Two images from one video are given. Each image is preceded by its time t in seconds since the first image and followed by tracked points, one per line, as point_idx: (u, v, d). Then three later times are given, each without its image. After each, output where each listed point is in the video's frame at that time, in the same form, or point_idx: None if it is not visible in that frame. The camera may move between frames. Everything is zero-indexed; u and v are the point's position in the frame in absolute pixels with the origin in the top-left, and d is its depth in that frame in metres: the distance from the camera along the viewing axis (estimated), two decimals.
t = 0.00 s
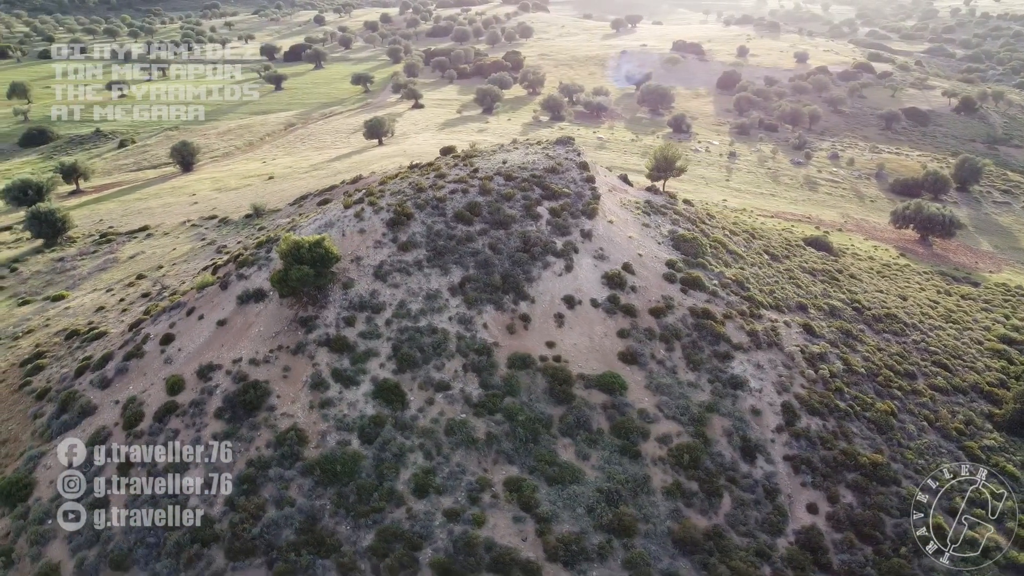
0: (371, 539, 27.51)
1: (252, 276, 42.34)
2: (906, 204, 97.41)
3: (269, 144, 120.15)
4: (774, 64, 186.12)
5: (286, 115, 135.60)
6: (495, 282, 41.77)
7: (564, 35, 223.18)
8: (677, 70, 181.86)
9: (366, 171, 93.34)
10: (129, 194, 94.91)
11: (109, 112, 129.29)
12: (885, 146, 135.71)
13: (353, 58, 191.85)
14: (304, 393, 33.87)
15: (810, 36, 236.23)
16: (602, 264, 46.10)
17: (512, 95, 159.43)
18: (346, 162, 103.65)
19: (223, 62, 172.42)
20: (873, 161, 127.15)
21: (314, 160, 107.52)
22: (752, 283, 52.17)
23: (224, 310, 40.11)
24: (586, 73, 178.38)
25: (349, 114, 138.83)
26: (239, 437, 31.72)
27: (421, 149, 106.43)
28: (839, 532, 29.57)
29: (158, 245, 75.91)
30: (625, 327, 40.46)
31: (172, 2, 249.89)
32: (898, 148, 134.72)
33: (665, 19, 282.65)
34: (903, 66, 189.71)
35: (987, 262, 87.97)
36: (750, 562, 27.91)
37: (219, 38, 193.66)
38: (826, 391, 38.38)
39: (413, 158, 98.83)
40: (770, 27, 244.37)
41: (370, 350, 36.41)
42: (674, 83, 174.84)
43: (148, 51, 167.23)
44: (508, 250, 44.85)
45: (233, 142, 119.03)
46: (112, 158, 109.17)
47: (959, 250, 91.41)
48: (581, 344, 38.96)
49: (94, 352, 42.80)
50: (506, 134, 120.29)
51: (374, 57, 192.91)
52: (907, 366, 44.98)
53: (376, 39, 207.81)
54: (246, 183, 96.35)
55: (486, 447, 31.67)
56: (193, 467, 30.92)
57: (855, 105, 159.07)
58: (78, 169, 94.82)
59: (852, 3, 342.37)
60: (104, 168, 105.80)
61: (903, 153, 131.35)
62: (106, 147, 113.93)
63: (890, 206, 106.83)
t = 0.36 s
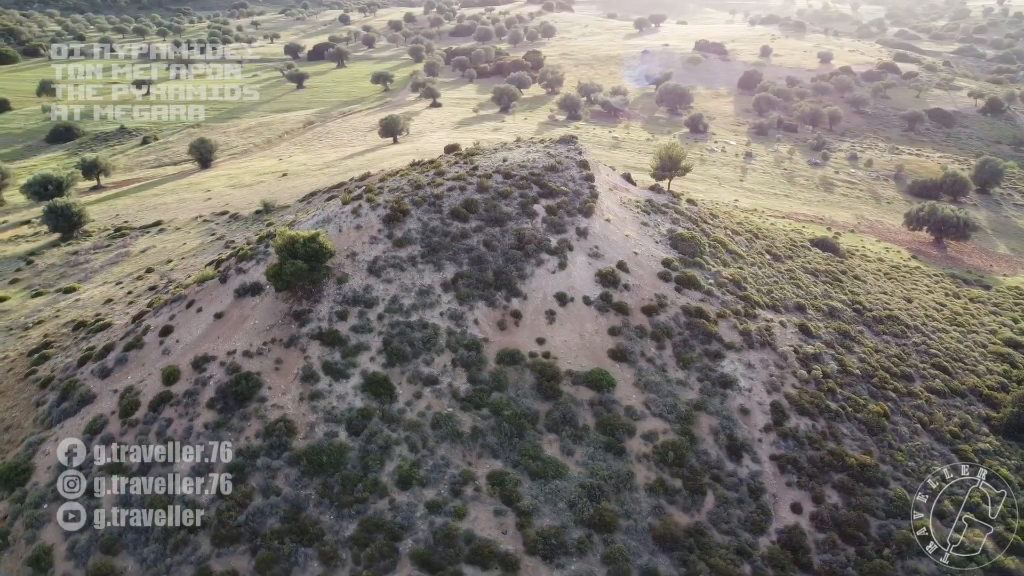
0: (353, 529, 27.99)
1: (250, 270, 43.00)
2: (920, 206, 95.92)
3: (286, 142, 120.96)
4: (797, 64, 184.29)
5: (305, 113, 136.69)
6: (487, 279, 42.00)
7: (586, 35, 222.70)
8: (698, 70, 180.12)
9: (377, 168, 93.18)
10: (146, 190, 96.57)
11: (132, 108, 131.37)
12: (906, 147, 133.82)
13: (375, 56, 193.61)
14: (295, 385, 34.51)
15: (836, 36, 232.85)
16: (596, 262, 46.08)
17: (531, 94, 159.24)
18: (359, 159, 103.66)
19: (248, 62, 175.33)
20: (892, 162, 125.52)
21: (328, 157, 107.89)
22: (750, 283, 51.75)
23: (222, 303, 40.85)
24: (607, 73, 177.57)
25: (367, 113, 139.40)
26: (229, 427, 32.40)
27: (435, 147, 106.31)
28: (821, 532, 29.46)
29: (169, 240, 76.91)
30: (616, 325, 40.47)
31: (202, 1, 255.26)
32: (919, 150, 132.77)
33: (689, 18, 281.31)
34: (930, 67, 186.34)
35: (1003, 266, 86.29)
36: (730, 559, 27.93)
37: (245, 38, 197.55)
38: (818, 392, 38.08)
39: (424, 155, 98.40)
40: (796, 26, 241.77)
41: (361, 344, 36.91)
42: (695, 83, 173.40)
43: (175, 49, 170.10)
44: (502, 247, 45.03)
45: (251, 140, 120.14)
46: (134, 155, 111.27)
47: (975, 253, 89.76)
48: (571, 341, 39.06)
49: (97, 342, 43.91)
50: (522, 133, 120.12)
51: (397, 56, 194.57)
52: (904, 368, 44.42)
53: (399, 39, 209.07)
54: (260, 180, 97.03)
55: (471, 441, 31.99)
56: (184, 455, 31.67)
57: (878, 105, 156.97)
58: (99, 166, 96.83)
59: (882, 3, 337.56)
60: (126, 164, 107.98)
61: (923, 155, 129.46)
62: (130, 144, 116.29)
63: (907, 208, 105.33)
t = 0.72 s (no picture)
0: (337, 519, 28.49)
1: (249, 264, 43.62)
2: (934, 208, 94.60)
3: (303, 140, 121.62)
4: (819, 65, 182.39)
5: (324, 111, 137.67)
6: (480, 275, 42.24)
7: (607, 34, 222.25)
8: (718, 69, 178.66)
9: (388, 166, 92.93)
10: (163, 187, 98.15)
11: (155, 106, 133.70)
12: (925, 149, 132.01)
13: (396, 55, 195.09)
14: (287, 377, 35.13)
15: (862, 36, 229.36)
16: (591, 260, 46.10)
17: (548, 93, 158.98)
18: (371, 157, 103.52)
19: (272, 62, 177.64)
20: (910, 163, 123.92)
21: (341, 155, 108.22)
22: (747, 283, 51.34)
23: (220, 297, 41.58)
24: (626, 72, 177.09)
25: (384, 112, 139.78)
26: (222, 418, 33.11)
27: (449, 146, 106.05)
28: (803, 532, 29.44)
29: (179, 235, 77.86)
30: (607, 323, 40.46)
31: (230, 1, 260.36)
32: (939, 151, 130.92)
33: (714, 18, 279.59)
34: (957, 68, 183.00)
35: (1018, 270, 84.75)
36: (711, 557, 27.99)
37: (269, 38, 201.02)
38: (811, 393, 37.79)
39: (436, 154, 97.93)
40: (822, 26, 239.11)
41: (353, 338, 37.41)
42: (714, 83, 171.82)
43: (202, 50, 173.43)
44: (497, 244, 45.20)
45: (269, 138, 121.00)
46: (154, 152, 113.15)
47: (990, 256, 88.32)
48: (561, 338, 39.17)
49: (101, 334, 44.96)
50: (537, 132, 120.06)
51: (418, 55, 195.85)
52: (902, 370, 43.93)
53: (421, 37, 209.92)
54: (274, 177, 97.61)
55: (457, 435, 32.31)
56: (177, 445, 32.38)
57: (900, 106, 155.04)
58: (117, 163, 98.28)
59: (912, 3, 332.58)
60: (147, 161, 109.90)
61: (942, 156, 127.60)
62: (152, 141, 118.17)
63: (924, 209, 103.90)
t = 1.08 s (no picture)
0: (321, 509, 29.08)
1: (247, 259, 44.36)
2: (948, 210, 93.06)
3: (320, 138, 122.29)
4: (843, 65, 179.99)
5: (342, 110, 138.65)
6: (473, 272, 42.52)
7: (630, 33, 221.42)
8: (740, 69, 177.08)
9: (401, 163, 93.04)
10: (179, 183, 99.70)
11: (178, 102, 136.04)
12: (947, 151, 129.77)
13: (419, 55, 196.28)
14: (278, 370, 35.74)
15: (888, 36, 225.90)
16: (585, 258, 46.09)
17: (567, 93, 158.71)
18: (384, 155, 103.42)
19: (296, 62, 179.92)
20: (929, 164, 122.13)
21: (355, 153, 108.62)
22: (744, 283, 50.88)
23: (218, 290, 42.34)
24: (646, 72, 176.41)
25: (402, 110, 139.98)
26: (214, 409, 33.84)
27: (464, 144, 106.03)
28: (785, 532, 29.45)
29: (190, 231, 78.90)
30: (598, 321, 40.52)
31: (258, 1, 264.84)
32: (961, 153, 128.55)
33: (739, 18, 277.15)
34: (986, 70, 179.49)
35: None
36: (690, 555, 28.06)
37: (295, 37, 204.09)
38: (801, 394, 37.56)
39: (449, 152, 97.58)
40: (849, 25, 235.78)
41: (344, 333, 37.90)
42: (735, 82, 170.33)
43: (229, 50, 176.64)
44: (491, 242, 45.39)
45: (287, 135, 121.96)
46: (176, 149, 115.04)
47: (1005, 259, 86.61)
48: (551, 335, 39.34)
49: (104, 325, 46.00)
50: (552, 131, 120.06)
51: (440, 54, 196.69)
52: (898, 372, 43.38)
53: (443, 37, 210.78)
54: (288, 175, 98.35)
55: (442, 429, 32.64)
56: (170, 434, 33.19)
57: (924, 107, 152.62)
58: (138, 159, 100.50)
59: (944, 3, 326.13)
60: (168, 157, 111.99)
61: (964, 158, 125.39)
62: (174, 138, 119.88)
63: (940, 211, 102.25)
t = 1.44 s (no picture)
0: (305, 499, 29.75)
1: (245, 253, 45.06)
2: (962, 213, 91.57)
3: (337, 136, 122.72)
4: (867, 65, 177.48)
5: (361, 108, 139.46)
6: (466, 269, 42.81)
7: (652, 32, 220.15)
8: (762, 69, 175.40)
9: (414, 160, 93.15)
10: (195, 179, 101.20)
11: (188, 101, 136.72)
12: (968, 153, 127.63)
13: (440, 54, 196.86)
14: (271, 363, 36.39)
15: (915, 36, 222.03)
16: (578, 257, 46.08)
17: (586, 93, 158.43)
18: (397, 154, 103.19)
19: (319, 61, 181.85)
20: (948, 166, 120.46)
21: (370, 151, 108.78)
22: (739, 282, 50.44)
23: (217, 284, 43.09)
24: (666, 71, 175.66)
25: (420, 108, 139.90)
26: (206, 400, 34.60)
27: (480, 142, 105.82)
28: (765, 531, 29.56)
29: (201, 227, 79.98)
30: (589, 319, 40.64)
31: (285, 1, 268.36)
32: (983, 155, 126.25)
33: (764, 18, 274.48)
34: (1015, 71, 175.85)
35: None
36: (668, 552, 28.25)
37: (318, 37, 206.61)
38: (791, 394, 37.38)
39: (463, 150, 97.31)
40: (876, 25, 232.42)
41: (336, 327, 38.40)
42: (756, 82, 168.68)
43: (254, 49, 179.51)
44: (485, 239, 45.52)
45: (305, 133, 123.00)
46: (196, 146, 116.88)
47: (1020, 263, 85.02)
48: (541, 332, 39.54)
49: (108, 317, 47.02)
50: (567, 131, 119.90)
51: (461, 53, 197.30)
52: (893, 374, 42.86)
53: (466, 36, 211.28)
54: (301, 172, 98.96)
55: (428, 424, 33.06)
56: (163, 424, 34.02)
57: (948, 109, 150.13)
58: (156, 156, 102.24)
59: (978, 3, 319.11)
60: (188, 154, 113.88)
61: (985, 160, 123.27)
62: (195, 135, 121.87)
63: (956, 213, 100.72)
